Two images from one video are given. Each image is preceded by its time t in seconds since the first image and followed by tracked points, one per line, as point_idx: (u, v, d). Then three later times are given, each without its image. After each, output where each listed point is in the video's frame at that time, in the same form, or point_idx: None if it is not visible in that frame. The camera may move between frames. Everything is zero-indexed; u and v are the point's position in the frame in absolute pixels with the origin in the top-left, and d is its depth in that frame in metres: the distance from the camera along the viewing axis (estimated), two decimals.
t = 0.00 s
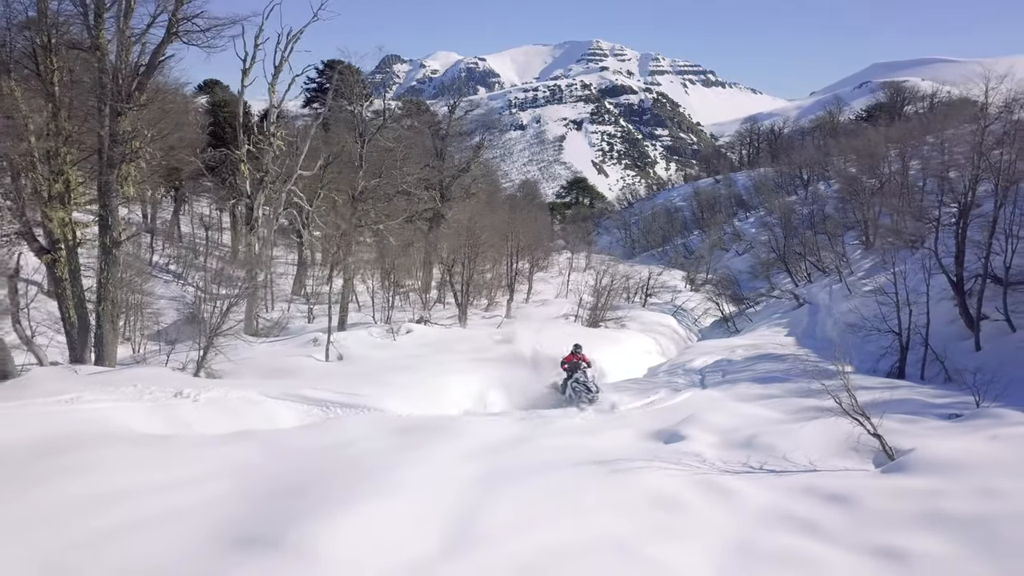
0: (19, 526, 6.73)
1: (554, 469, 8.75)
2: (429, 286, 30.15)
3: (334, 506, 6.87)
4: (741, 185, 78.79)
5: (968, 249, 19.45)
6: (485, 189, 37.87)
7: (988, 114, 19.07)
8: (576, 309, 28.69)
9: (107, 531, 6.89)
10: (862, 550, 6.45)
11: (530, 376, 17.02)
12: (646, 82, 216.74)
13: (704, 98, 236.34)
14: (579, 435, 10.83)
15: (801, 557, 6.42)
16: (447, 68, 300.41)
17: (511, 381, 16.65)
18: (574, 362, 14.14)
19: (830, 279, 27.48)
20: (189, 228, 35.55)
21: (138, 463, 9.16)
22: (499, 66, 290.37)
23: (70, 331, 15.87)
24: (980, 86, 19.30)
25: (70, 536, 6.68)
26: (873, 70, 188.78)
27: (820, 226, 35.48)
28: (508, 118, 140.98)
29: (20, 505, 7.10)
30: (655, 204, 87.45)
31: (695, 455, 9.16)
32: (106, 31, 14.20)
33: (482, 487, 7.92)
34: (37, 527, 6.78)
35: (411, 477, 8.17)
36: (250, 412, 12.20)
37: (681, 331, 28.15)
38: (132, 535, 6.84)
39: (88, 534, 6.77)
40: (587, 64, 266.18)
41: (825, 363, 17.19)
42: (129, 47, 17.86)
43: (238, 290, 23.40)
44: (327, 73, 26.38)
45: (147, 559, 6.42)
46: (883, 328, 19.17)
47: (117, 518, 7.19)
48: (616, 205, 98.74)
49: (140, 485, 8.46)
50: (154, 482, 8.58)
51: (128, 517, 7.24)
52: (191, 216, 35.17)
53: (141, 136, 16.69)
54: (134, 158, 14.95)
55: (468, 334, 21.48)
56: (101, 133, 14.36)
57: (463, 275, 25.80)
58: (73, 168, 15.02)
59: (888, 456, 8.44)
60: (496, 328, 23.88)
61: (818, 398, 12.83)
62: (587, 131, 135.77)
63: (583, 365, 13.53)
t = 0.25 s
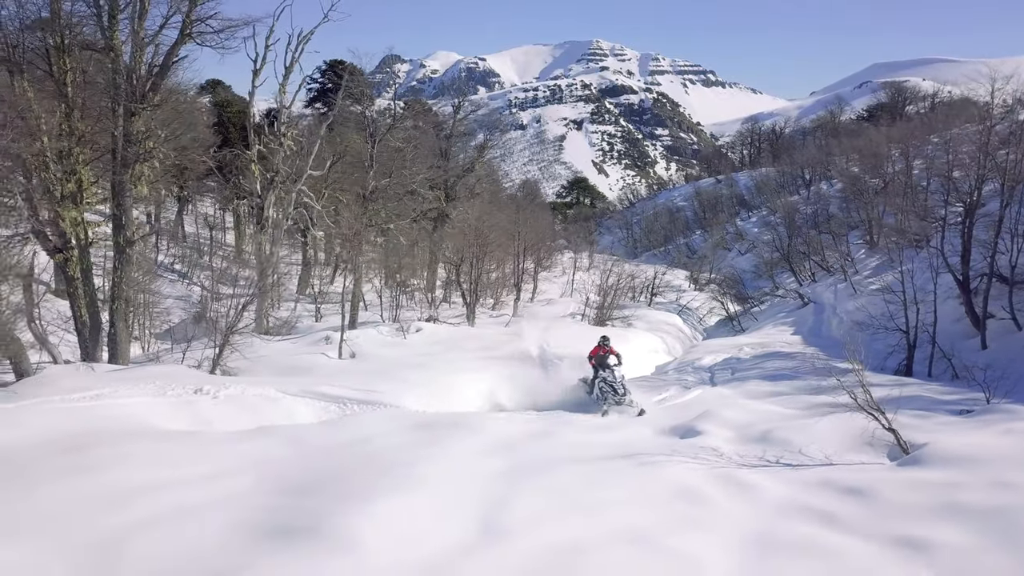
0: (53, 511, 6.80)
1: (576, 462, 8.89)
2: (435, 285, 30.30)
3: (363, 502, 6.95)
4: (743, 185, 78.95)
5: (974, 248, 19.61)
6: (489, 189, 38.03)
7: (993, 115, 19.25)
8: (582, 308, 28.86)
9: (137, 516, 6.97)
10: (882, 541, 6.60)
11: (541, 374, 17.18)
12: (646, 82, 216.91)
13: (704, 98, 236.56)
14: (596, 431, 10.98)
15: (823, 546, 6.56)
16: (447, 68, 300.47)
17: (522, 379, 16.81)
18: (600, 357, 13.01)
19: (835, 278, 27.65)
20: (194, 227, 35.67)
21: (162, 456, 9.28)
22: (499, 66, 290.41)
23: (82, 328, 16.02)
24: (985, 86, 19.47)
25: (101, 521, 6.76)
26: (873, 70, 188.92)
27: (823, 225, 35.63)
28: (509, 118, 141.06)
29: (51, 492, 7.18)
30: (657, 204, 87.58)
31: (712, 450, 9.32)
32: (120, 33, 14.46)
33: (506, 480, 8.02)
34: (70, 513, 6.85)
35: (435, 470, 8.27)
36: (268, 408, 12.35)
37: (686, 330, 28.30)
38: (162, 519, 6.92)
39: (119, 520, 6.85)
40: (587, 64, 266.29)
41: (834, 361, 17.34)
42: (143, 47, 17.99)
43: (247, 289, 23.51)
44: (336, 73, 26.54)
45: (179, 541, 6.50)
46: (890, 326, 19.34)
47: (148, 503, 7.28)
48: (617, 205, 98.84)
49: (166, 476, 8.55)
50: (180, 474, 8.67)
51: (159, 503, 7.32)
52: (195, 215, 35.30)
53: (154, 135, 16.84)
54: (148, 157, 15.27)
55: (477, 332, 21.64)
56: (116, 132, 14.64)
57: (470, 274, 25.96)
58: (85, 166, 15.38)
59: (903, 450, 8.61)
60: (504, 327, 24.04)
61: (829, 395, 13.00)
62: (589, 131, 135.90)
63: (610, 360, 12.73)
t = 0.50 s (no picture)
0: (86, 514, 6.98)
1: (596, 457, 9.08)
2: (441, 284, 30.47)
3: (391, 496, 7.11)
4: (744, 185, 79.13)
5: (982, 248, 19.78)
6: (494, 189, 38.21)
7: (1000, 115, 19.46)
8: (588, 308, 29.02)
9: (169, 513, 7.14)
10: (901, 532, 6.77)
11: (552, 373, 17.36)
12: (646, 82, 217.20)
13: (703, 98, 237.24)
14: (612, 426, 11.18)
15: (843, 537, 6.73)
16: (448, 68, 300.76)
17: (533, 378, 17.00)
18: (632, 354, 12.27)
19: (840, 277, 27.85)
20: (199, 228, 35.78)
21: (190, 451, 9.46)
22: (500, 66, 290.39)
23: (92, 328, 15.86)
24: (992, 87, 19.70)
25: (134, 519, 6.93)
26: (873, 69, 189.20)
27: (826, 226, 35.87)
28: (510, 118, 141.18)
29: (85, 496, 7.40)
30: (658, 203, 87.71)
31: (730, 445, 9.49)
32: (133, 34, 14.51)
33: (529, 474, 8.18)
34: (103, 514, 7.04)
35: (458, 464, 8.42)
36: (288, 405, 12.54)
37: (692, 329, 28.49)
38: (194, 515, 7.09)
39: (151, 517, 7.03)
40: (587, 64, 266.49)
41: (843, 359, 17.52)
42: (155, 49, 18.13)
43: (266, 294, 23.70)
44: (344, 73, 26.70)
45: (216, 532, 6.69)
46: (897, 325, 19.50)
47: (178, 500, 7.45)
48: (618, 205, 98.95)
49: (193, 473, 8.72)
50: (206, 471, 8.84)
51: (188, 500, 7.49)
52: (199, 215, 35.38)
53: (168, 136, 16.97)
54: (161, 157, 15.22)
55: (486, 331, 21.82)
56: (130, 133, 14.59)
57: (479, 273, 26.16)
58: (96, 167, 15.06)
59: (919, 445, 8.77)
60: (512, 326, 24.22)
61: (840, 392, 13.18)
62: (589, 131, 136.06)
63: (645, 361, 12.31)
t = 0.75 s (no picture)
0: (116, 508, 7.09)
1: (615, 453, 9.20)
2: (447, 284, 30.59)
3: (416, 492, 7.22)
4: (746, 184, 79.25)
5: (989, 247, 19.90)
6: (498, 189, 38.34)
7: (1006, 115, 19.60)
8: (594, 308, 29.14)
9: (199, 506, 7.26)
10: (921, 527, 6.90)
11: (562, 372, 17.47)
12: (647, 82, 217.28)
13: (703, 98, 237.38)
14: (628, 424, 11.30)
15: (864, 531, 6.87)
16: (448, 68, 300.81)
17: (544, 377, 17.11)
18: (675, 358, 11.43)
19: (845, 277, 27.97)
20: (203, 227, 35.84)
21: (214, 447, 9.58)
22: (501, 66, 290.36)
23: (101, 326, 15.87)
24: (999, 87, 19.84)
25: (164, 512, 7.04)
26: (873, 69, 189.55)
27: (830, 226, 36.00)
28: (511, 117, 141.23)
29: (116, 491, 7.51)
30: (660, 203, 87.79)
31: (747, 442, 9.62)
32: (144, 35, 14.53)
33: (550, 470, 8.30)
34: (133, 508, 7.15)
35: (482, 460, 8.55)
36: (304, 403, 12.66)
37: (697, 328, 28.61)
38: (222, 509, 7.20)
39: (180, 510, 7.13)
40: (587, 64, 266.60)
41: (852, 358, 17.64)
42: (167, 50, 18.21)
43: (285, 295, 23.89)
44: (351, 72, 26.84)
45: (251, 524, 6.81)
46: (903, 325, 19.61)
47: (207, 495, 7.57)
48: (619, 205, 99.02)
49: (216, 469, 8.83)
50: (229, 467, 8.95)
51: (216, 494, 7.60)
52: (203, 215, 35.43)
53: (180, 135, 17.09)
54: (173, 157, 15.32)
55: (494, 330, 21.95)
56: (142, 133, 14.62)
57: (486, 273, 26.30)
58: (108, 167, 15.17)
59: (934, 442, 8.89)
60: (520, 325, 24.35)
61: (851, 390, 13.31)
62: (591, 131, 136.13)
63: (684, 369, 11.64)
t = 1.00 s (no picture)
0: (144, 504, 7.20)
1: (631, 451, 9.33)
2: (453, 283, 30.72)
3: (439, 492, 7.35)
4: (748, 184, 79.37)
5: (995, 247, 20.02)
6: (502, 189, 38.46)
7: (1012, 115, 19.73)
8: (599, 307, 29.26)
9: (226, 502, 7.39)
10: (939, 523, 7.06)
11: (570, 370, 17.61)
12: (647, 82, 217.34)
13: (704, 98, 237.52)
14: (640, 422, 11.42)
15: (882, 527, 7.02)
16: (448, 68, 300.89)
17: (553, 375, 17.24)
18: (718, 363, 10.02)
19: (849, 276, 28.10)
20: (207, 227, 35.93)
21: (235, 444, 9.71)
22: (501, 66, 290.44)
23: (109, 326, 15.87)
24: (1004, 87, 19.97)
25: (190, 507, 7.15)
26: (874, 68, 189.68)
27: (833, 225, 36.11)
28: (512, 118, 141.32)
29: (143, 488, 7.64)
30: (661, 203, 87.87)
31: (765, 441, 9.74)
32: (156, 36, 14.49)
33: (569, 468, 8.42)
34: (159, 504, 7.25)
35: (501, 458, 8.68)
36: (319, 401, 12.79)
37: (702, 327, 28.74)
38: (248, 505, 7.31)
39: (206, 505, 7.25)
40: (588, 64, 266.69)
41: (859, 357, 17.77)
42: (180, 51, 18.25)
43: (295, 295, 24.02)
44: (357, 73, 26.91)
45: (278, 519, 6.95)
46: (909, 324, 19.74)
47: (233, 490, 7.70)
48: (620, 205, 99.10)
49: (237, 466, 8.94)
50: (250, 464, 9.06)
51: (240, 491, 7.72)
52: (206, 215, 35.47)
53: (191, 135, 17.17)
54: (185, 157, 15.24)
55: (502, 329, 22.08)
56: (154, 132, 14.55)
57: (492, 272, 26.43)
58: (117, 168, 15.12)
59: (947, 439, 9.02)
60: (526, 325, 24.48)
61: (861, 389, 13.45)
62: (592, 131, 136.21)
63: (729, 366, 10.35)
